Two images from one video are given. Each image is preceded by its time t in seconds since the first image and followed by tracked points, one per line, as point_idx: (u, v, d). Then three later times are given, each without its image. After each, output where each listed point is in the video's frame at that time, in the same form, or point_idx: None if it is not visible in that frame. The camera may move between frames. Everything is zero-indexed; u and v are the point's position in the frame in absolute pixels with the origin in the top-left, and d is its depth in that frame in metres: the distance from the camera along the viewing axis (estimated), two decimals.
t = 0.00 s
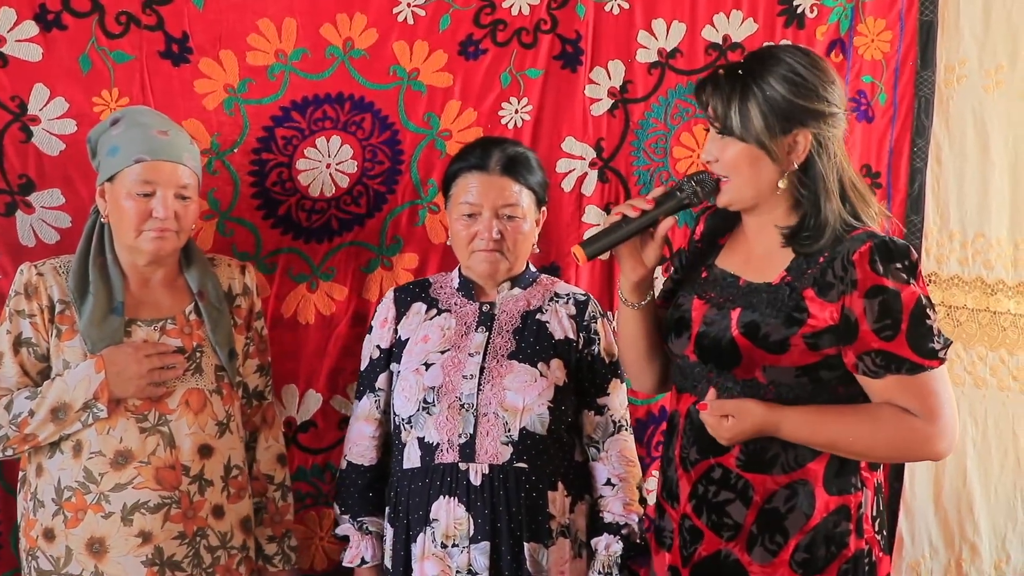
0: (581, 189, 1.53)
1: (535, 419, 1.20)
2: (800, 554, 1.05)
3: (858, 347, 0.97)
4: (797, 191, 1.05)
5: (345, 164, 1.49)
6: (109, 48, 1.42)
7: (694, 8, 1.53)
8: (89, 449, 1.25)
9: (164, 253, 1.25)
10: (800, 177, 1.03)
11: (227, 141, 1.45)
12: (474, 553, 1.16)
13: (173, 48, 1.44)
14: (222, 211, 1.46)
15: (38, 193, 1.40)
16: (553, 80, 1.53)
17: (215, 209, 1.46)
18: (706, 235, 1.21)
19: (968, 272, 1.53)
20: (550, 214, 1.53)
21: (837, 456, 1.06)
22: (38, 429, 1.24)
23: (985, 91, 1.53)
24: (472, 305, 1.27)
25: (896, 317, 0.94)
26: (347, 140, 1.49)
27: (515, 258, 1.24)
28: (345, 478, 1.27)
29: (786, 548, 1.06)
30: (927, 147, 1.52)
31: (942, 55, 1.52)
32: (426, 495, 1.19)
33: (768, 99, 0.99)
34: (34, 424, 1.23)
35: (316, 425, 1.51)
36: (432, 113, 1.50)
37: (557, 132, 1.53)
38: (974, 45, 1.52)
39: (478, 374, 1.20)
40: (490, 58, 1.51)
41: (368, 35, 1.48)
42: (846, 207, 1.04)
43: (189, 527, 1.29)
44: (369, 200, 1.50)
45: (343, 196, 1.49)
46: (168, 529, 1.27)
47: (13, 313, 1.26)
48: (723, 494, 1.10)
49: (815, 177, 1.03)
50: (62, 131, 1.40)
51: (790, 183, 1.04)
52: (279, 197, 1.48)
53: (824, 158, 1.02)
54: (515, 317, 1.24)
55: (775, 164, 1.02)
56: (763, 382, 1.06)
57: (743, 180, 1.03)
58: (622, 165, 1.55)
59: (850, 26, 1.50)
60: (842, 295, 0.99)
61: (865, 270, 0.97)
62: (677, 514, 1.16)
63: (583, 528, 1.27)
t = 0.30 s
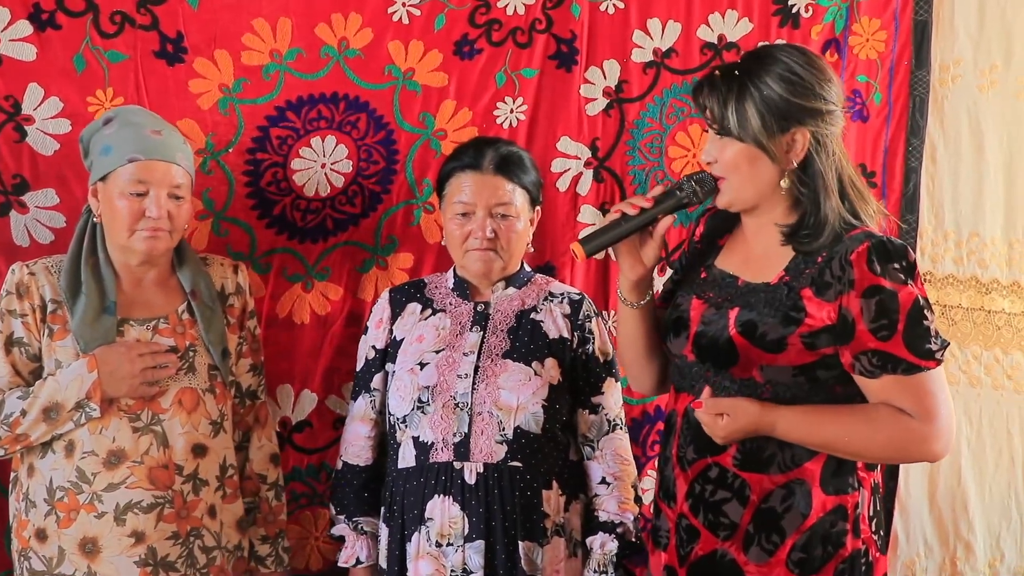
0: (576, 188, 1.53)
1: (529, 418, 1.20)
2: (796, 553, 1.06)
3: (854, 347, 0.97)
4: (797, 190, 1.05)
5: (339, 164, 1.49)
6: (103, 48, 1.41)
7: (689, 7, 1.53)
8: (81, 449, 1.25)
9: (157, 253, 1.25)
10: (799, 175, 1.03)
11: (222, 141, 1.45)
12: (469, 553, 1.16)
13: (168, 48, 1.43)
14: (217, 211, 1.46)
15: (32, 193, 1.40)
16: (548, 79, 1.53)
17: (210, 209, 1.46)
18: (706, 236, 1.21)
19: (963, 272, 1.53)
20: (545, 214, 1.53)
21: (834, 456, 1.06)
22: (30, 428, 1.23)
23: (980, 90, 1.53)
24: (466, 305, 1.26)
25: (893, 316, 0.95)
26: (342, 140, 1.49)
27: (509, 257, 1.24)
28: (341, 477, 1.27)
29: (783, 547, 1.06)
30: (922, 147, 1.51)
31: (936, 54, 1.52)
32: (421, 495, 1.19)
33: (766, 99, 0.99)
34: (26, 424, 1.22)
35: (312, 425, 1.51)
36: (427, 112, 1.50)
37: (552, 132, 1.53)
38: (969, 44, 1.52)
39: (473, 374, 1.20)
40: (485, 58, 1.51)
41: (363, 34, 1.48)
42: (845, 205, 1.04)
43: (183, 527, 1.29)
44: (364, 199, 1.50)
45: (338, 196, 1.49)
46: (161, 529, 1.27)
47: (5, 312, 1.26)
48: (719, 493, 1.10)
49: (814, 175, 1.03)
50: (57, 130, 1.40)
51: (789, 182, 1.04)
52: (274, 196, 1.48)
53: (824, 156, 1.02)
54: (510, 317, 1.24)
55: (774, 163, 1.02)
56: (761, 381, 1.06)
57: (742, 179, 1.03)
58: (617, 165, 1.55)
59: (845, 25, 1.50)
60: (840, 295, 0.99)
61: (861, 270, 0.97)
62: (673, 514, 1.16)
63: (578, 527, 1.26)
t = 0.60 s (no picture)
0: (567, 195, 1.66)
1: (523, 408, 1.30)
2: (773, 534, 1.15)
3: (829, 342, 1.06)
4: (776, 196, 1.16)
5: (345, 172, 1.59)
6: (125, 64, 1.50)
7: (672, 25, 1.65)
8: (107, 438, 1.34)
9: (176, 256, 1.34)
10: (778, 182, 1.14)
11: (236, 151, 1.55)
12: (467, 531, 1.26)
13: (186, 64, 1.52)
14: (232, 217, 1.55)
15: (61, 201, 1.50)
16: (540, 93, 1.65)
17: (226, 215, 1.55)
18: (692, 241, 1.34)
19: (927, 271, 1.72)
20: (538, 219, 1.65)
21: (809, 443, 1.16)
22: (59, 418, 1.31)
23: (943, 103, 1.70)
24: (464, 303, 1.39)
25: (862, 316, 1.02)
26: (348, 149, 1.59)
27: (504, 257, 1.35)
28: (348, 465, 1.38)
29: (759, 528, 1.17)
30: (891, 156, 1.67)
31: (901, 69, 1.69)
32: (422, 480, 1.29)
33: (747, 113, 1.09)
34: (57, 414, 1.30)
35: (321, 416, 1.62)
36: (428, 123, 1.62)
37: (544, 142, 1.65)
38: (932, 60, 1.69)
39: (470, 367, 1.30)
40: (481, 73, 1.62)
41: (367, 51, 1.58)
42: (822, 211, 1.14)
43: (201, 509, 1.40)
44: (369, 206, 1.62)
45: (344, 202, 1.60)
46: (183, 511, 1.37)
47: (36, 311, 1.34)
48: (702, 478, 1.22)
49: (791, 181, 1.13)
50: (84, 142, 1.50)
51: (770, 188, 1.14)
52: (285, 203, 1.57)
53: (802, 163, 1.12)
54: (505, 314, 1.36)
55: (756, 171, 1.12)
56: (741, 373, 1.17)
57: (727, 186, 1.13)
58: (605, 173, 1.67)
59: (818, 42, 1.63)
60: (815, 294, 1.08)
61: (836, 272, 1.06)
62: (660, 496, 1.30)
63: (569, 509, 1.39)
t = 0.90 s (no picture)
0: (558, 204, 1.84)
1: (516, 393, 1.48)
2: (746, 510, 1.26)
3: (797, 336, 1.20)
4: (753, 205, 1.28)
5: (358, 184, 1.76)
6: (162, 88, 1.67)
7: (653, 50, 1.85)
8: (143, 425, 1.47)
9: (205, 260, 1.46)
10: (754, 192, 1.26)
11: (260, 165, 1.72)
12: (466, 505, 1.43)
13: (215, 88, 1.70)
14: (256, 224, 1.73)
15: (103, 210, 1.67)
16: (534, 112, 1.83)
17: (250, 222, 1.73)
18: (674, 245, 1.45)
19: (883, 273, 1.98)
20: (532, 225, 1.83)
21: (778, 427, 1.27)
22: (101, 407, 1.43)
23: (895, 122, 1.97)
24: (462, 299, 1.54)
25: (827, 312, 1.16)
26: (360, 163, 1.76)
27: (498, 258, 1.51)
28: (354, 445, 1.54)
29: (734, 505, 1.27)
30: (849, 169, 1.94)
31: (860, 92, 1.95)
32: (423, 458, 1.46)
33: (725, 130, 1.21)
34: (98, 403, 1.42)
35: (337, 404, 1.79)
36: (432, 140, 1.79)
37: (537, 157, 1.83)
38: (886, 83, 1.96)
39: (469, 355, 1.47)
40: (481, 94, 1.80)
41: (378, 75, 1.76)
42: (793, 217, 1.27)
43: (227, 488, 1.51)
44: (379, 214, 1.78)
45: (357, 211, 1.77)
46: (211, 490, 1.49)
47: (80, 310, 1.48)
48: (682, 459, 1.31)
49: (767, 189, 1.26)
50: (123, 157, 1.67)
51: (748, 199, 1.27)
52: (304, 211, 1.75)
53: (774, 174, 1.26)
54: (499, 309, 1.52)
55: (734, 182, 1.25)
56: (718, 364, 1.29)
57: (710, 196, 1.25)
58: (593, 183, 1.86)
59: (784, 67, 1.89)
60: (784, 292, 1.21)
61: (804, 272, 1.18)
62: (644, 477, 1.37)
63: (555, 487, 1.54)
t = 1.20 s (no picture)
0: (556, 205, 1.87)
1: (510, 388, 1.51)
2: (745, 502, 1.30)
3: (794, 328, 1.22)
4: (752, 205, 1.31)
5: (360, 186, 1.80)
6: (168, 93, 1.71)
7: (648, 54, 1.89)
8: (151, 423, 1.50)
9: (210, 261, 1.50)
10: (754, 192, 1.30)
11: (264, 168, 1.76)
12: (459, 498, 1.46)
13: (220, 93, 1.73)
14: (260, 225, 1.77)
15: (110, 212, 1.70)
16: (532, 115, 1.87)
17: (254, 224, 1.77)
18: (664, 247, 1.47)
19: (875, 272, 2.02)
20: (531, 227, 1.86)
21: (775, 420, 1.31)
22: (110, 407, 1.46)
23: (886, 124, 2.01)
24: (456, 297, 1.57)
25: (823, 304, 1.19)
26: (362, 166, 1.80)
27: (492, 256, 1.54)
28: (349, 440, 1.57)
29: (734, 498, 1.30)
30: (840, 171, 1.98)
31: (852, 96, 1.99)
32: (417, 452, 1.49)
33: (728, 130, 1.25)
34: (107, 403, 1.46)
35: (339, 402, 1.83)
36: (432, 142, 1.82)
37: (536, 160, 1.87)
38: (876, 88, 2.00)
39: (463, 352, 1.50)
40: (480, 98, 1.83)
41: (379, 79, 1.79)
42: (792, 214, 1.31)
43: (233, 485, 1.55)
44: (380, 215, 1.82)
45: (359, 212, 1.80)
46: (217, 487, 1.52)
47: (86, 311, 1.51)
48: (682, 454, 1.33)
49: (766, 188, 1.30)
50: (131, 161, 1.70)
51: (748, 199, 1.30)
52: (307, 213, 1.78)
53: (772, 173, 1.30)
54: (493, 307, 1.55)
55: (736, 182, 1.28)
56: (717, 358, 1.31)
57: (712, 197, 1.28)
58: (590, 185, 1.89)
59: (776, 71, 1.93)
60: (781, 286, 1.24)
61: (799, 265, 1.22)
62: (642, 473, 1.39)
63: (547, 482, 1.58)
